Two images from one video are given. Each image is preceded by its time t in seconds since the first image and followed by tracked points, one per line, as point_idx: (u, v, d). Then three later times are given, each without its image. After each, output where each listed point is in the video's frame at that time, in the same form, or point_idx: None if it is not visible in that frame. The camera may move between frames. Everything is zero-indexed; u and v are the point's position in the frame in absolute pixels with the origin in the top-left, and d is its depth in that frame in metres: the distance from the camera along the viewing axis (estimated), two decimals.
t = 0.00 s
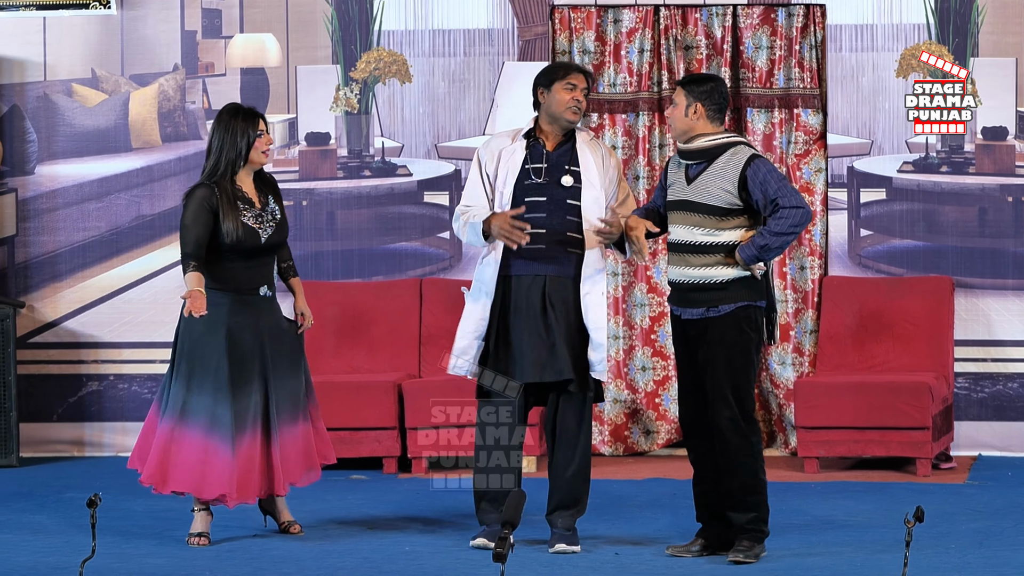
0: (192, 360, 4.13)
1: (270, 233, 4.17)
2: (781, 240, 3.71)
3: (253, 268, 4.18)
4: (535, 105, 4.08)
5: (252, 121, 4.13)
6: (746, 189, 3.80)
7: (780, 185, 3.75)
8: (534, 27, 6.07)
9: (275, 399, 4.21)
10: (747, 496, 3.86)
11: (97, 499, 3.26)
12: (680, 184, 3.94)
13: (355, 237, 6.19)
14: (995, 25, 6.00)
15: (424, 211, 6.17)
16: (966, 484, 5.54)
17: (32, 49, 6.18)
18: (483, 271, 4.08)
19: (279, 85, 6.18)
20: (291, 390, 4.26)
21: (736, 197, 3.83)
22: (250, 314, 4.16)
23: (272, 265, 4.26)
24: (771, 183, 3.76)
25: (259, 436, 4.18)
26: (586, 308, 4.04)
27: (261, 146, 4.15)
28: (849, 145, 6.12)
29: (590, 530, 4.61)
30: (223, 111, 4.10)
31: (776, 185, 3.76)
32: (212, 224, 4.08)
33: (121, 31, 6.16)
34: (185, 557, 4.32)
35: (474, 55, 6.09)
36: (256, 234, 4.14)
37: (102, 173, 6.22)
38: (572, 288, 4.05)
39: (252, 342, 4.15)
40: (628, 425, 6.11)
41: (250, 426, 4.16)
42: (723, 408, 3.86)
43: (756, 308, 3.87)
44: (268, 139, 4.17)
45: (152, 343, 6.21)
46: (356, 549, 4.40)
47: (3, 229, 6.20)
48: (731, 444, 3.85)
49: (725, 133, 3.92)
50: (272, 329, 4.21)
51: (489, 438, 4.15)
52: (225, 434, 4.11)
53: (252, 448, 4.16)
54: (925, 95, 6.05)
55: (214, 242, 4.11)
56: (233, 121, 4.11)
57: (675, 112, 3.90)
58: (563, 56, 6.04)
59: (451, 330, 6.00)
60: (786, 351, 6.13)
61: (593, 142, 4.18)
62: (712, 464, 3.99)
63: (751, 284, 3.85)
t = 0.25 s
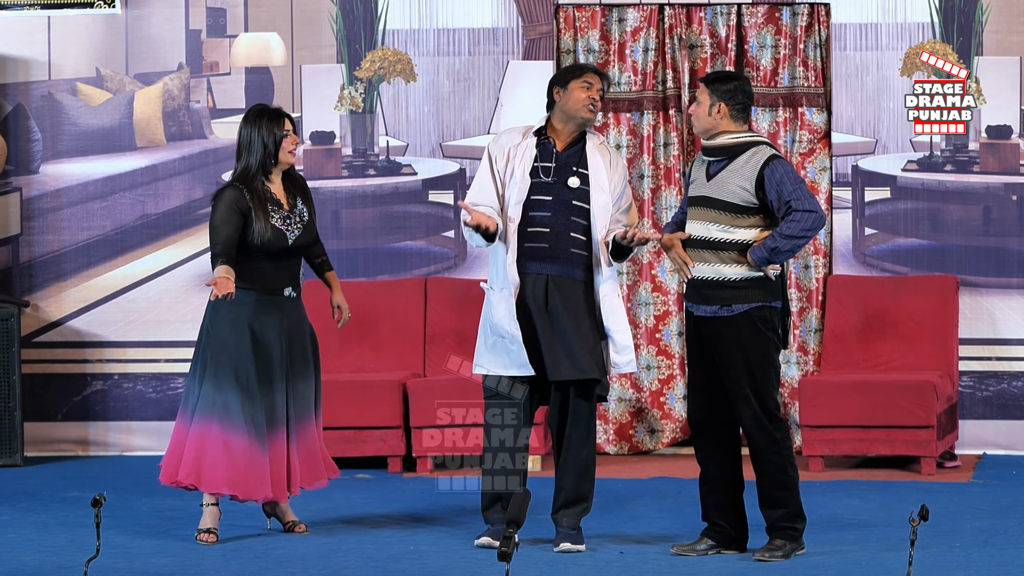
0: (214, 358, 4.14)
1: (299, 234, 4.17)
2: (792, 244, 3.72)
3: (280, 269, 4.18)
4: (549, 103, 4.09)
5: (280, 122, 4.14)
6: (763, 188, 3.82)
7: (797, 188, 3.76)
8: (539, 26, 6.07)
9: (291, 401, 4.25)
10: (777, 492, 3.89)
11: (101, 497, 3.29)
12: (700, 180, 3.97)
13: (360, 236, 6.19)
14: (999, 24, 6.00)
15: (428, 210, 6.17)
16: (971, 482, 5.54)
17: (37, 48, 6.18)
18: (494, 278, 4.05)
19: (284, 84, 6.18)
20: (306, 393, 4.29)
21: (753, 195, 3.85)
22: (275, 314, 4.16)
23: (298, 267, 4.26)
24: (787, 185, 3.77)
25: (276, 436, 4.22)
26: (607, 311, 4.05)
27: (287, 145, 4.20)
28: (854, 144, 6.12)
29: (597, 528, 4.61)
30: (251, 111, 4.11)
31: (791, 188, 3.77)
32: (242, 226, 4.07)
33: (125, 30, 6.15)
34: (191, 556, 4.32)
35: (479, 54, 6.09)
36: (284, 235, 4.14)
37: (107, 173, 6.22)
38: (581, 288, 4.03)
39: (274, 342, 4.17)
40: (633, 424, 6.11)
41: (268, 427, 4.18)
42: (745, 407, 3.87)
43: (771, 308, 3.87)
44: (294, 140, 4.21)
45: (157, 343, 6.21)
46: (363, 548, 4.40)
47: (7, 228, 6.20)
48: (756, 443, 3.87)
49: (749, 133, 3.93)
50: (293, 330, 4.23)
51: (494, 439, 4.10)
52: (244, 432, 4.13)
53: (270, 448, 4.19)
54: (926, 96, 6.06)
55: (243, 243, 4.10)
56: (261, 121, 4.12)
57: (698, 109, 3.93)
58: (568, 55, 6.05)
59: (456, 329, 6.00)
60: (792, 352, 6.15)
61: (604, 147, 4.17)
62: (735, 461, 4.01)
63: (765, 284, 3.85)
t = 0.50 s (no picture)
0: (222, 355, 4.19)
1: (304, 231, 4.22)
2: (814, 244, 3.74)
3: (287, 265, 4.23)
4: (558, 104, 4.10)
5: (289, 119, 4.19)
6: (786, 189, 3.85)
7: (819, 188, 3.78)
8: (543, 25, 6.07)
9: (301, 398, 4.29)
10: (789, 492, 3.90)
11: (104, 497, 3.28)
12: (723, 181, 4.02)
13: (364, 235, 6.19)
14: (1003, 23, 6.01)
15: (432, 208, 6.17)
16: (975, 481, 5.54)
17: (41, 47, 6.18)
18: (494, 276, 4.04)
19: (287, 83, 6.17)
20: (316, 391, 4.33)
21: (775, 195, 3.89)
22: (280, 311, 4.21)
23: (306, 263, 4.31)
24: (810, 186, 3.79)
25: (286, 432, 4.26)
26: (602, 317, 4.07)
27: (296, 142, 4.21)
28: (858, 143, 6.11)
29: (602, 527, 4.61)
30: (262, 107, 4.16)
31: (813, 188, 3.79)
32: (248, 220, 4.13)
33: (129, 29, 6.15)
34: (195, 555, 4.31)
35: (483, 53, 6.10)
36: (290, 231, 4.20)
37: (110, 171, 6.22)
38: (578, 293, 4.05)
39: (282, 340, 4.22)
40: (637, 424, 6.10)
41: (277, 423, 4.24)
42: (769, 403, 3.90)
43: (793, 308, 3.91)
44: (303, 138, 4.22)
45: (160, 342, 6.21)
46: (367, 547, 4.39)
47: (11, 227, 6.20)
48: (778, 441, 3.90)
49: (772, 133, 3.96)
50: (300, 328, 4.28)
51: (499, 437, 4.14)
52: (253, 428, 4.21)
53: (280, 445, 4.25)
54: (925, 95, 6.06)
55: (250, 238, 4.16)
56: (271, 117, 4.17)
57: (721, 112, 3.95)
58: (571, 54, 6.05)
59: (459, 329, 6.00)
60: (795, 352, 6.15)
61: (610, 152, 4.17)
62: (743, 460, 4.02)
63: (788, 284, 3.89)
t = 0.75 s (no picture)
0: (217, 356, 4.23)
1: (296, 229, 4.22)
2: (831, 243, 3.73)
3: (280, 263, 4.24)
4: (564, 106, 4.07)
5: (283, 117, 4.19)
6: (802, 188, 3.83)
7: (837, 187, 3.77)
8: (547, 24, 6.06)
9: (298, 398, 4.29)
10: (798, 492, 3.88)
11: (107, 495, 3.32)
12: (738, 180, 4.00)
13: (368, 233, 6.18)
14: (1008, 22, 6.00)
15: (436, 207, 6.16)
16: (979, 481, 5.53)
17: (44, 46, 6.17)
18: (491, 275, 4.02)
19: (291, 82, 6.17)
20: (312, 390, 4.32)
21: (791, 195, 3.87)
22: (272, 309, 4.22)
23: (300, 261, 4.31)
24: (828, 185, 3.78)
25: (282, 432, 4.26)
26: (589, 322, 4.05)
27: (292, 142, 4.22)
28: (862, 141, 6.10)
29: (608, 526, 4.60)
30: (256, 105, 4.17)
31: (831, 187, 3.78)
32: (241, 218, 4.14)
33: (133, 28, 6.14)
34: (198, 554, 4.30)
35: (487, 52, 6.09)
36: (281, 229, 4.20)
37: (114, 170, 6.21)
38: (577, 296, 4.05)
39: (277, 339, 4.23)
40: (641, 423, 6.10)
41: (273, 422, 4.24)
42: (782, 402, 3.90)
43: (807, 307, 3.89)
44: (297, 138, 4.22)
45: (163, 341, 6.20)
46: (371, 546, 4.38)
47: (14, 226, 6.19)
48: (789, 440, 3.89)
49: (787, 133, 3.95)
50: (297, 327, 4.29)
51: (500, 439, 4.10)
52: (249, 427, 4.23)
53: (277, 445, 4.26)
54: (925, 95, 6.06)
55: (243, 236, 4.17)
56: (264, 115, 4.17)
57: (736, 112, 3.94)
58: (575, 52, 6.04)
59: (463, 328, 5.99)
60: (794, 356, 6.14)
61: (615, 155, 4.14)
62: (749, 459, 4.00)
63: (802, 283, 3.88)
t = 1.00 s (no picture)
0: (202, 356, 4.20)
1: (276, 228, 4.16)
2: (826, 246, 3.66)
3: (262, 262, 4.19)
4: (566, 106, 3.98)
5: (265, 114, 4.15)
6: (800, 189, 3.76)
7: (835, 189, 3.69)
8: (551, 22, 6.01)
9: (284, 397, 4.24)
10: (801, 494, 3.83)
11: (107, 498, 3.30)
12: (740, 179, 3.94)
13: (369, 233, 6.13)
14: (1015, 20, 5.95)
15: (438, 207, 6.11)
16: (987, 483, 5.47)
17: (42, 44, 6.11)
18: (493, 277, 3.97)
19: (292, 80, 6.11)
20: (299, 391, 4.27)
21: (789, 196, 3.80)
22: (252, 308, 4.18)
23: (284, 260, 4.26)
24: (827, 188, 3.70)
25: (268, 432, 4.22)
26: (594, 325, 4.00)
27: (273, 141, 4.17)
28: (868, 140, 6.05)
29: (613, 529, 4.54)
30: (240, 102, 4.14)
31: (829, 190, 3.70)
32: (221, 216, 4.10)
33: (132, 25, 6.08)
34: (197, 558, 4.23)
35: (489, 50, 6.04)
36: (261, 227, 4.15)
37: (113, 169, 6.15)
38: (580, 298, 3.99)
39: (261, 338, 4.19)
40: (645, 424, 6.04)
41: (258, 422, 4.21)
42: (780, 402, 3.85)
43: (805, 309, 3.83)
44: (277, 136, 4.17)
45: (163, 342, 6.14)
46: (373, 549, 4.32)
47: (12, 225, 6.13)
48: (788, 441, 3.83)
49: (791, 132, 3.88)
50: (282, 326, 4.24)
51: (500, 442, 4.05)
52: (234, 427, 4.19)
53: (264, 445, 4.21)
54: (926, 95, 6.01)
55: (224, 234, 4.13)
56: (247, 112, 4.14)
57: (740, 110, 3.88)
58: (579, 50, 5.98)
59: (465, 328, 5.93)
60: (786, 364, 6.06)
61: (619, 156, 4.08)
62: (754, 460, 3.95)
63: (800, 285, 3.82)
